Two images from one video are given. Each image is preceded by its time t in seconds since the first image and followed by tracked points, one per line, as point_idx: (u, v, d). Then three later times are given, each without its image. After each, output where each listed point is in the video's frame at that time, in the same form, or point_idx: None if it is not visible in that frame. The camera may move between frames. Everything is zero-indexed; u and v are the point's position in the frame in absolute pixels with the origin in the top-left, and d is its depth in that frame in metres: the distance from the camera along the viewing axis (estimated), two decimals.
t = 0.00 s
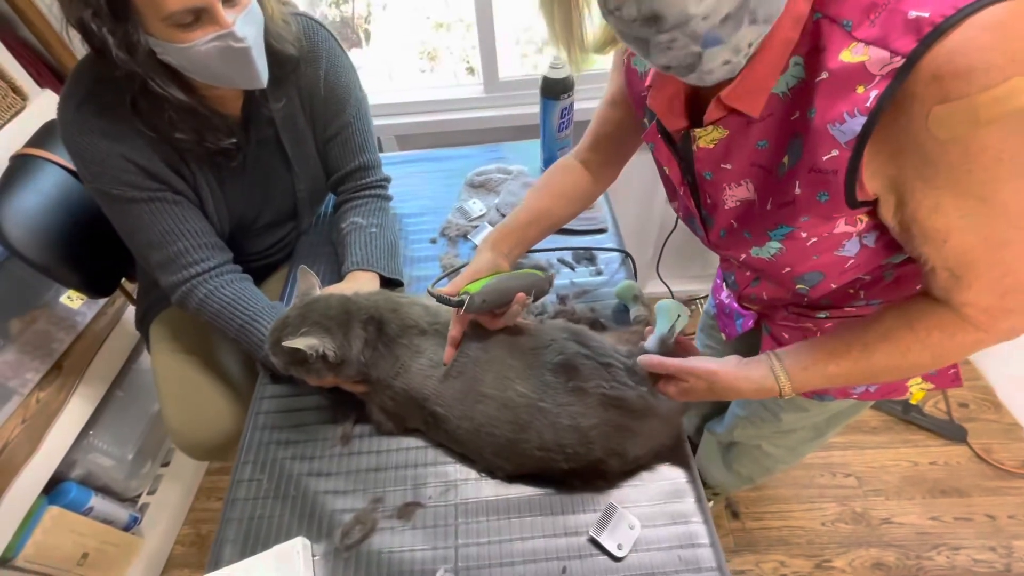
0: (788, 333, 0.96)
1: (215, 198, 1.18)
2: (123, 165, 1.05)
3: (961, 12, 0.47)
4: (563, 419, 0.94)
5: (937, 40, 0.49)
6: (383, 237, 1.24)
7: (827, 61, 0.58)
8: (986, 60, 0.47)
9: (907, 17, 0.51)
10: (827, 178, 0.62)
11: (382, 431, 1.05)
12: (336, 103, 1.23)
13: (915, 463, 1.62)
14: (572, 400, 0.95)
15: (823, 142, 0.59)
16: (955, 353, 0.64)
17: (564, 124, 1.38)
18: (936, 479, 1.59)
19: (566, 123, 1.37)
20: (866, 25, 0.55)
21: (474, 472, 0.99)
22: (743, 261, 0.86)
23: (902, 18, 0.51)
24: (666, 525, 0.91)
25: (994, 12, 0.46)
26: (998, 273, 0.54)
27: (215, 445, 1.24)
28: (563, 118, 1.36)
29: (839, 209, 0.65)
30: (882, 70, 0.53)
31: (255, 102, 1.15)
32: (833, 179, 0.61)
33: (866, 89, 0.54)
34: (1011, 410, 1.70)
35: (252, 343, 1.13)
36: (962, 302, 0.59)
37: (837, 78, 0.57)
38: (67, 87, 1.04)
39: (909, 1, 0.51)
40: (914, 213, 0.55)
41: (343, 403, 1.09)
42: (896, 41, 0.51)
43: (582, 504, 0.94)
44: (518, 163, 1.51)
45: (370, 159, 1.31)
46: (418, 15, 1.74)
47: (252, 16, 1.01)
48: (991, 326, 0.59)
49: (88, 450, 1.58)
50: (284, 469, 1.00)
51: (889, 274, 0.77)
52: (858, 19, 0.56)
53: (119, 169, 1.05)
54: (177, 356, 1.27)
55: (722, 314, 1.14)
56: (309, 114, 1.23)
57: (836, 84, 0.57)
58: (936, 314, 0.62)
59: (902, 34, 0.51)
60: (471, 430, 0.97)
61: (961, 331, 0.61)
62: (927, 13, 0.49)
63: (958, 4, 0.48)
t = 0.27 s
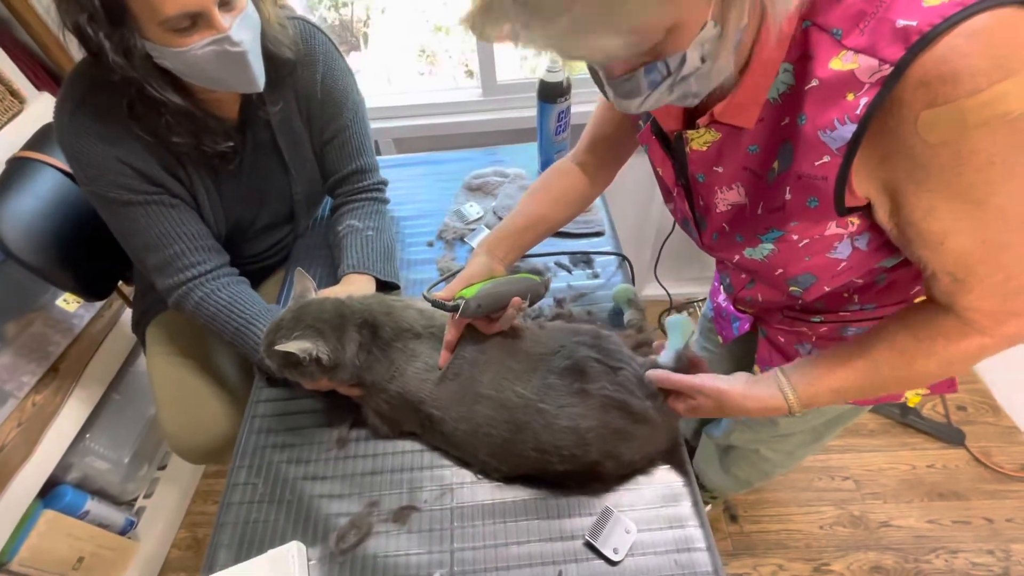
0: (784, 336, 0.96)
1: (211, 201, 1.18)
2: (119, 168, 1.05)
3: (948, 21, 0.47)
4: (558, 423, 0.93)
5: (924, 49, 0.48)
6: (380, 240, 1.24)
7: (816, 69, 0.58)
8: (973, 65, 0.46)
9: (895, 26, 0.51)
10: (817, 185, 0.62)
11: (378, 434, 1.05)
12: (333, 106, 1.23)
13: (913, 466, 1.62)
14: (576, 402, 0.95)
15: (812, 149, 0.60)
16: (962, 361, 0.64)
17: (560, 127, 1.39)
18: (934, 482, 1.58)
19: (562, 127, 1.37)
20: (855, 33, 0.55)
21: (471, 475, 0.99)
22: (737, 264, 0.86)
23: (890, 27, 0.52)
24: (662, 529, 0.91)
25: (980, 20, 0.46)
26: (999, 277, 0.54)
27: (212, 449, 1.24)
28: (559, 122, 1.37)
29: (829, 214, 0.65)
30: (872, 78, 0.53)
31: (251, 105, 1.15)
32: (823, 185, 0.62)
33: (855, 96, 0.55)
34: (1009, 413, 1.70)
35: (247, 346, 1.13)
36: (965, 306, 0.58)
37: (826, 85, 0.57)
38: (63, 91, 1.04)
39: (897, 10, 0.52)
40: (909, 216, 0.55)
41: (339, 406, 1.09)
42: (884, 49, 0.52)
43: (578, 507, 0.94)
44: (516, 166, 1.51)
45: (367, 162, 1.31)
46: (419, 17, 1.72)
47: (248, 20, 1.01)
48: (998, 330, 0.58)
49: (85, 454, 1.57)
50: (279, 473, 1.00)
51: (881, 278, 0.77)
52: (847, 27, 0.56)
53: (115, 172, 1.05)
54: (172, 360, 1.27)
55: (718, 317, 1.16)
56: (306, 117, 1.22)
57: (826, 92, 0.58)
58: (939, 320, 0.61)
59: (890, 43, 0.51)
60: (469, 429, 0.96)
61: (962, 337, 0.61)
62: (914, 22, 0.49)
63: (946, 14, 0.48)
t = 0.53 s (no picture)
0: (780, 342, 0.96)
1: (206, 208, 1.17)
2: (112, 174, 1.04)
3: (942, 38, 0.47)
4: (554, 428, 0.93)
5: (919, 66, 0.49)
6: (375, 246, 1.24)
7: (810, 84, 0.59)
8: (967, 81, 0.47)
9: (889, 43, 0.51)
10: (813, 198, 0.63)
11: (373, 441, 1.04)
12: (329, 113, 1.22)
13: (909, 471, 1.61)
14: (578, 393, 0.95)
15: (807, 163, 0.61)
16: (958, 373, 0.63)
17: (556, 133, 1.39)
18: (930, 487, 1.58)
19: (558, 133, 1.37)
20: (849, 49, 0.56)
21: (467, 481, 0.98)
22: (732, 271, 0.86)
23: (884, 43, 0.52)
24: (658, 535, 0.90)
25: (974, 38, 0.46)
26: (997, 288, 0.53)
27: (206, 456, 1.23)
28: (554, 128, 1.37)
29: (824, 226, 0.65)
30: (866, 94, 0.53)
31: (246, 111, 1.15)
32: (818, 199, 0.62)
33: (850, 112, 0.55)
34: (1004, 417, 1.70)
35: (241, 353, 1.12)
36: (965, 318, 0.57)
37: (820, 100, 0.58)
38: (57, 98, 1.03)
39: (892, 26, 0.52)
40: (905, 227, 0.55)
41: (333, 413, 1.08)
42: (878, 66, 0.52)
43: (574, 514, 0.93)
44: (512, 172, 1.51)
45: (363, 168, 1.30)
46: (417, 24, 1.74)
47: (242, 27, 1.01)
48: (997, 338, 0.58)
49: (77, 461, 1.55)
50: (272, 481, 0.99)
51: (877, 284, 0.77)
52: (841, 42, 0.56)
53: (108, 179, 1.04)
54: (166, 367, 1.27)
55: (714, 322, 1.17)
56: (301, 123, 1.22)
57: (820, 107, 0.58)
58: (936, 330, 0.61)
59: (885, 60, 0.51)
60: (466, 430, 0.96)
61: (959, 347, 0.60)
62: (908, 39, 0.50)
63: (940, 31, 0.48)
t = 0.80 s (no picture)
0: (774, 348, 0.96)
1: (196, 214, 1.17)
2: (101, 181, 1.03)
3: (933, 47, 0.48)
4: (546, 433, 0.92)
5: (910, 74, 0.49)
6: (371, 252, 1.24)
7: (801, 92, 0.58)
8: (958, 91, 0.47)
9: (880, 51, 0.51)
10: (804, 207, 0.63)
11: (366, 446, 1.04)
12: (322, 119, 1.22)
13: (903, 475, 1.61)
14: (569, 396, 0.95)
15: (799, 171, 0.60)
16: (940, 382, 0.64)
17: (548, 139, 1.39)
18: (924, 490, 1.58)
19: (551, 139, 1.38)
20: (840, 57, 0.55)
21: (459, 488, 0.98)
22: (724, 279, 0.86)
23: (875, 51, 0.52)
24: (651, 541, 0.90)
25: (964, 48, 0.47)
26: (985, 302, 0.54)
27: (195, 464, 1.22)
28: (548, 134, 1.37)
29: (814, 235, 0.65)
30: (858, 103, 0.53)
31: (238, 117, 1.14)
32: (810, 207, 0.62)
33: (841, 121, 0.54)
34: (997, 421, 1.71)
35: (234, 360, 1.11)
36: (953, 331, 0.57)
37: (811, 108, 0.57)
38: (46, 105, 1.03)
39: (882, 35, 0.52)
40: (896, 237, 0.55)
41: (325, 420, 1.07)
42: (869, 74, 0.52)
43: (567, 520, 0.93)
44: (506, 177, 1.51)
45: (357, 174, 1.30)
46: (412, 30, 1.74)
47: (233, 35, 1.01)
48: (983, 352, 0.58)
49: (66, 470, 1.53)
50: (263, 489, 0.98)
51: (870, 293, 0.76)
52: (832, 50, 0.56)
53: (96, 186, 1.03)
54: (156, 374, 1.26)
55: (707, 329, 1.16)
56: (294, 129, 1.22)
57: (811, 115, 0.58)
58: (923, 342, 0.61)
59: (876, 68, 0.51)
60: (458, 433, 0.95)
61: (942, 357, 0.61)
62: (899, 48, 0.50)
63: (930, 40, 0.48)
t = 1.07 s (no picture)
0: (764, 359, 0.96)
1: (185, 225, 1.16)
2: (88, 193, 1.02)
3: (914, 55, 0.48)
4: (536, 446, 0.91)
5: (891, 83, 0.49)
6: (362, 262, 1.23)
7: (786, 100, 0.58)
8: (938, 103, 0.47)
9: (862, 61, 0.51)
10: (788, 215, 0.62)
11: (355, 459, 1.02)
12: (312, 131, 1.22)
13: (894, 481, 1.62)
14: (551, 416, 0.92)
15: (784, 178, 0.60)
16: (908, 402, 0.64)
17: (540, 150, 1.39)
18: (915, 497, 1.59)
19: (541, 149, 1.38)
20: (823, 65, 0.55)
21: (449, 501, 0.97)
22: (713, 291, 0.86)
23: (857, 61, 0.52)
24: (643, 553, 0.89)
25: (943, 58, 0.47)
26: (953, 319, 0.55)
27: (181, 477, 1.20)
28: (537, 145, 1.37)
29: (797, 246, 0.64)
30: (840, 110, 0.53)
31: (228, 128, 1.14)
32: (794, 216, 0.61)
33: (824, 128, 0.54)
34: (985, 426, 1.71)
35: (224, 370, 1.10)
36: (919, 350, 0.58)
37: (796, 116, 0.57)
38: (33, 117, 1.02)
39: (864, 45, 0.52)
40: (871, 252, 0.56)
41: (314, 433, 1.06)
42: (852, 83, 0.52)
43: (557, 532, 0.92)
44: (496, 188, 1.51)
45: (348, 184, 1.30)
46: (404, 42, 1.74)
47: (222, 48, 1.00)
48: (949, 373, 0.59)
49: (49, 486, 1.50)
50: (251, 502, 0.97)
51: (859, 306, 0.77)
52: (815, 59, 0.56)
53: (84, 197, 1.02)
54: (142, 387, 1.24)
55: (699, 340, 1.14)
56: (285, 141, 1.21)
57: (796, 122, 0.57)
58: (890, 359, 0.62)
59: (858, 76, 0.51)
60: (448, 446, 0.94)
61: (909, 377, 0.61)
62: (881, 57, 0.50)
63: (911, 50, 0.49)
